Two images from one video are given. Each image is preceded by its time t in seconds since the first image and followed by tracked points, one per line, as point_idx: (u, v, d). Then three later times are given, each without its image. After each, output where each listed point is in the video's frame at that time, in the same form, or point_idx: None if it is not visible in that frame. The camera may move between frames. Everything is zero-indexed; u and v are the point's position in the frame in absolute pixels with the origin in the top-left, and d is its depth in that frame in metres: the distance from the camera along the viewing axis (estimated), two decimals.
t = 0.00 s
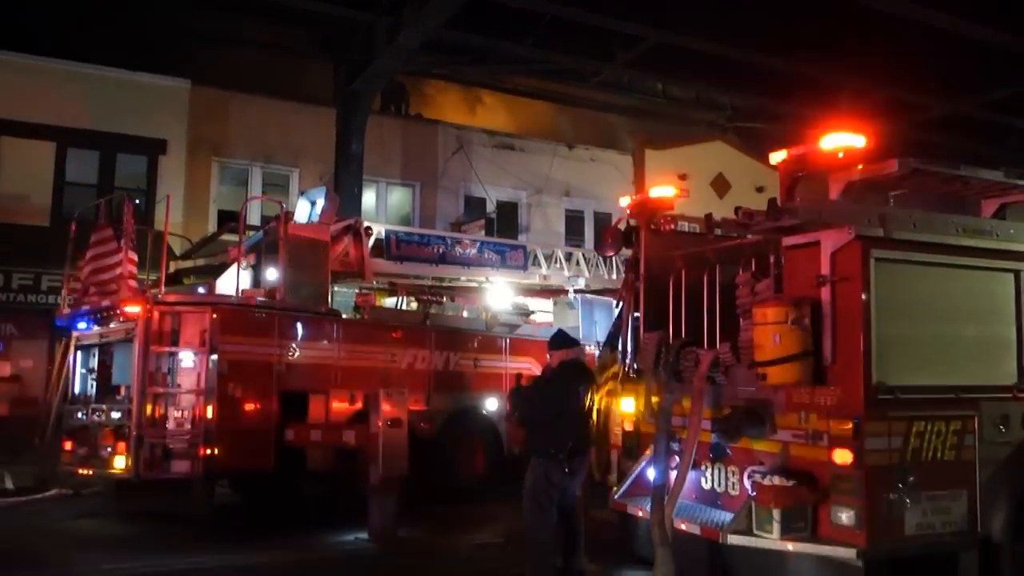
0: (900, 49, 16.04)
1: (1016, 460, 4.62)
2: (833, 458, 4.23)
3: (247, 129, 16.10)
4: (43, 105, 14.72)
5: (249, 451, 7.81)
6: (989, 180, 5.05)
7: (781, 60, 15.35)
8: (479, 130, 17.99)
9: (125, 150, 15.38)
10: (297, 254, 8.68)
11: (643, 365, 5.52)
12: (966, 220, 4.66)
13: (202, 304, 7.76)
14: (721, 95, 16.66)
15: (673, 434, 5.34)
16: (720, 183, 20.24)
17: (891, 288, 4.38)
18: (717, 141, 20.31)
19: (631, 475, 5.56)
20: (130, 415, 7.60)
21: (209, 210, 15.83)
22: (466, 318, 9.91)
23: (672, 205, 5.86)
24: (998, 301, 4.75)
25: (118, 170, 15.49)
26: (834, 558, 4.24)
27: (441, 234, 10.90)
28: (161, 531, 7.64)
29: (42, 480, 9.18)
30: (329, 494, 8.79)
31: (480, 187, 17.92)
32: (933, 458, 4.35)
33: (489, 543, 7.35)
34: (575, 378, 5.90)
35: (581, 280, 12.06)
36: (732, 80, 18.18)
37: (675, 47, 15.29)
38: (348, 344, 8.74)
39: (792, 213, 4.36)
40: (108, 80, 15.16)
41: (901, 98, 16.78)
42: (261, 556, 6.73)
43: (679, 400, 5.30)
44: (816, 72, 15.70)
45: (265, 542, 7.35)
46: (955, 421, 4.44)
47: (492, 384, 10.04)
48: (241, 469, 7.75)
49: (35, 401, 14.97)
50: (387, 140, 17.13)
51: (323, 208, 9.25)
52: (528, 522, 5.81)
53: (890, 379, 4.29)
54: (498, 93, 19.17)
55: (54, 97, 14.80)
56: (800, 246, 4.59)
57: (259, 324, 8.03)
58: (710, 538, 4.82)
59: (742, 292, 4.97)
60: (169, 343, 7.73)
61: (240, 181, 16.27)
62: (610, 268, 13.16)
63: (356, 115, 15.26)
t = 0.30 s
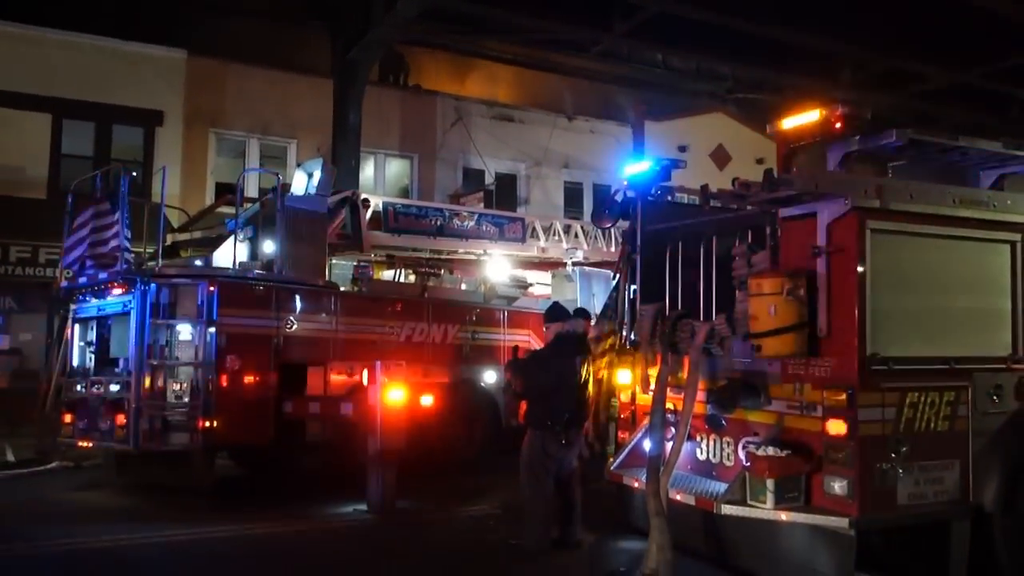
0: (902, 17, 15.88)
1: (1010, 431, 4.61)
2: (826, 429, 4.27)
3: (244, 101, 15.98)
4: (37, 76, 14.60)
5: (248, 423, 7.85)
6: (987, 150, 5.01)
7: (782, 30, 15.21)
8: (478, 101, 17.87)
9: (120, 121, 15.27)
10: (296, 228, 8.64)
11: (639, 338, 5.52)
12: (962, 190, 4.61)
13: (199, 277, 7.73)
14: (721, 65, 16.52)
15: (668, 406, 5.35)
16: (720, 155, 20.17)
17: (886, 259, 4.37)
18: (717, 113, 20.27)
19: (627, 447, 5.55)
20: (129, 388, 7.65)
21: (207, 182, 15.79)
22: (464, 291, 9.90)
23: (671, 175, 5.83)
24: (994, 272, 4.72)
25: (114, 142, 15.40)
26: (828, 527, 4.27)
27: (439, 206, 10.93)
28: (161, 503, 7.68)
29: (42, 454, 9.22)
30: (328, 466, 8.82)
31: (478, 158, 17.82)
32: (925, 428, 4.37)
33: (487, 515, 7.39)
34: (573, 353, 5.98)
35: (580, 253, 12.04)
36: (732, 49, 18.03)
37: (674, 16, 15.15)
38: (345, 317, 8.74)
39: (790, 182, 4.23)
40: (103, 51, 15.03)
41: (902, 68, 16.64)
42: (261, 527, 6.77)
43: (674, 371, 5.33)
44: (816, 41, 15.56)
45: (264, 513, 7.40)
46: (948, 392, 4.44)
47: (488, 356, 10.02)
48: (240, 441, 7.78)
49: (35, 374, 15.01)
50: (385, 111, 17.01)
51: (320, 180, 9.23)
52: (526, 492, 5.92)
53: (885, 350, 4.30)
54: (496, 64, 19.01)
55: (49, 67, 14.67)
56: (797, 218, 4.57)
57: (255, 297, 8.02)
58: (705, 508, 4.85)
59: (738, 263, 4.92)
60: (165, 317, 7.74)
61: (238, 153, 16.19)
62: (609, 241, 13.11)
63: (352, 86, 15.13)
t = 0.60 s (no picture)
0: (897, 16, 15.92)
1: (998, 431, 4.63)
2: (815, 431, 4.28)
3: (240, 104, 16.01)
4: (33, 80, 14.62)
5: (243, 427, 7.89)
6: (975, 151, 5.02)
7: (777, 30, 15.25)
8: (475, 102, 17.88)
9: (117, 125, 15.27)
10: (291, 229, 8.56)
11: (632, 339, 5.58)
12: (952, 190, 4.63)
13: (195, 281, 7.76)
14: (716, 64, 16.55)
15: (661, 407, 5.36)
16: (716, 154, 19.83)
17: (874, 260, 4.38)
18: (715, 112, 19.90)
19: (619, 449, 5.59)
20: (125, 393, 7.60)
21: (203, 184, 15.79)
22: (459, 294, 9.91)
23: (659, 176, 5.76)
24: (983, 272, 4.73)
25: (111, 145, 15.39)
26: (816, 528, 4.30)
27: (435, 209, 11.09)
28: (157, 506, 7.71)
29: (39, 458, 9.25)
30: (324, 469, 8.83)
31: (475, 159, 17.83)
32: (914, 430, 4.38)
33: (481, 516, 7.41)
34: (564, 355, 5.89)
35: (576, 254, 12.04)
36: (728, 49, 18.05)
37: (669, 16, 15.19)
38: (341, 320, 8.76)
39: (780, 186, 4.22)
40: (99, 55, 15.06)
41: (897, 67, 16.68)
42: (256, 530, 6.79)
43: (666, 373, 5.34)
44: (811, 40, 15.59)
45: (260, 516, 7.42)
46: (936, 393, 4.46)
47: (485, 358, 10.06)
48: (236, 444, 7.84)
49: (34, 378, 15.04)
50: (381, 113, 17.04)
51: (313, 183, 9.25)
52: (519, 495, 5.90)
53: (873, 352, 4.31)
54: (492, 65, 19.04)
55: (45, 71, 14.69)
56: (786, 220, 4.57)
57: (252, 300, 8.04)
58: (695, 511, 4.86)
59: (728, 266, 4.95)
60: (160, 321, 7.72)
61: (235, 156, 16.21)
62: (604, 242, 13.14)
63: (348, 89, 15.16)
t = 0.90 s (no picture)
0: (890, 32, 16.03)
1: (988, 448, 4.64)
2: (804, 450, 4.28)
3: (238, 121, 16.06)
4: (32, 98, 14.71)
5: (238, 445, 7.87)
6: (962, 169, 5.05)
7: (770, 46, 15.35)
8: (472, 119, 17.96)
9: (114, 142, 15.37)
10: (286, 248, 8.68)
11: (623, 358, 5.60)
12: (938, 210, 4.67)
13: (189, 299, 7.77)
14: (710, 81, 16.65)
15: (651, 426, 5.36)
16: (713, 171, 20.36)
17: (860, 279, 4.40)
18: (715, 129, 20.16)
19: (612, 467, 5.58)
20: (119, 411, 7.65)
21: (201, 201, 15.83)
22: (454, 311, 9.93)
23: (653, 196, 5.83)
24: (971, 290, 4.75)
25: (109, 163, 15.47)
26: (805, 547, 4.29)
27: (431, 225, 10.90)
28: (150, 525, 7.70)
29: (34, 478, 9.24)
30: (320, 488, 8.82)
31: (472, 176, 17.87)
32: (902, 448, 4.40)
33: (475, 535, 7.40)
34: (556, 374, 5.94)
35: (571, 270, 12.06)
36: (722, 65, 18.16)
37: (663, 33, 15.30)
38: (336, 338, 8.79)
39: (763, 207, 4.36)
40: (97, 73, 15.15)
41: (891, 83, 16.77)
42: (248, 550, 6.77)
43: (656, 391, 5.35)
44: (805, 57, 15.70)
45: (253, 536, 7.40)
46: (924, 411, 4.48)
47: (481, 375, 10.06)
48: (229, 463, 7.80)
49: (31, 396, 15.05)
50: (378, 131, 17.11)
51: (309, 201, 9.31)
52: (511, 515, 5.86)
53: (860, 371, 4.33)
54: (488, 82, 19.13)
55: (43, 90, 14.78)
56: (773, 238, 4.60)
57: (246, 318, 8.04)
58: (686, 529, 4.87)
59: (716, 284, 4.96)
60: (156, 340, 7.77)
61: (233, 173, 16.25)
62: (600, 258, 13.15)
63: (344, 106, 15.23)
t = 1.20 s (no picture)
0: (883, 87, 16.33)
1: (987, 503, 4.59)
2: (800, 504, 4.23)
3: (242, 173, 16.23)
4: (38, 152, 14.92)
5: (234, 498, 7.79)
6: (949, 224, 5.19)
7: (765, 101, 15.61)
8: (473, 172, 18.19)
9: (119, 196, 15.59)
10: (284, 299, 8.71)
11: (618, 410, 5.60)
12: (928, 263, 4.70)
13: (188, 352, 7.79)
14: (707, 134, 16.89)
15: (648, 479, 5.35)
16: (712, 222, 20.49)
17: (853, 332, 4.42)
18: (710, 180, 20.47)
19: (609, 521, 5.53)
20: (114, 465, 7.57)
21: (203, 253, 15.95)
22: (452, 363, 9.93)
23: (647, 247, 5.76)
24: (964, 343, 4.77)
25: (113, 217, 15.72)
26: None
27: (429, 277, 10.93)
28: None
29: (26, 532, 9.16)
30: (315, 542, 8.74)
31: (472, 228, 18.03)
32: (899, 503, 4.36)
33: None
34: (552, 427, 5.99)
35: (570, 322, 12.10)
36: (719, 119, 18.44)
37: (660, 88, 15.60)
38: (335, 390, 8.78)
39: (757, 259, 4.37)
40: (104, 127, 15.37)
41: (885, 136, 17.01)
42: None
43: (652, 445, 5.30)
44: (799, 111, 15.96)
45: None
46: (921, 465, 4.46)
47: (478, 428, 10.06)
48: (224, 518, 7.69)
49: (28, 448, 14.99)
50: (380, 183, 17.31)
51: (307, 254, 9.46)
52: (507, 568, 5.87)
53: (854, 425, 4.32)
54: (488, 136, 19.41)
55: (50, 144, 14.99)
56: (767, 291, 4.64)
57: (245, 371, 8.04)
58: None
59: (710, 337, 4.98)
60: (151, 393, 7.74)
61: (236, 225, 16.42)
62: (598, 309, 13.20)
63: (346, 160, 15.44)
